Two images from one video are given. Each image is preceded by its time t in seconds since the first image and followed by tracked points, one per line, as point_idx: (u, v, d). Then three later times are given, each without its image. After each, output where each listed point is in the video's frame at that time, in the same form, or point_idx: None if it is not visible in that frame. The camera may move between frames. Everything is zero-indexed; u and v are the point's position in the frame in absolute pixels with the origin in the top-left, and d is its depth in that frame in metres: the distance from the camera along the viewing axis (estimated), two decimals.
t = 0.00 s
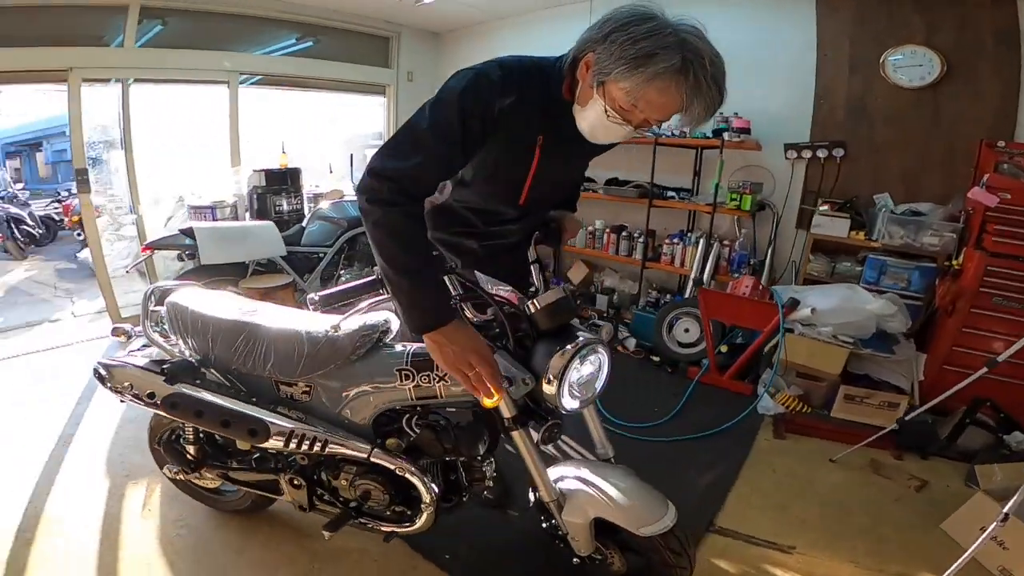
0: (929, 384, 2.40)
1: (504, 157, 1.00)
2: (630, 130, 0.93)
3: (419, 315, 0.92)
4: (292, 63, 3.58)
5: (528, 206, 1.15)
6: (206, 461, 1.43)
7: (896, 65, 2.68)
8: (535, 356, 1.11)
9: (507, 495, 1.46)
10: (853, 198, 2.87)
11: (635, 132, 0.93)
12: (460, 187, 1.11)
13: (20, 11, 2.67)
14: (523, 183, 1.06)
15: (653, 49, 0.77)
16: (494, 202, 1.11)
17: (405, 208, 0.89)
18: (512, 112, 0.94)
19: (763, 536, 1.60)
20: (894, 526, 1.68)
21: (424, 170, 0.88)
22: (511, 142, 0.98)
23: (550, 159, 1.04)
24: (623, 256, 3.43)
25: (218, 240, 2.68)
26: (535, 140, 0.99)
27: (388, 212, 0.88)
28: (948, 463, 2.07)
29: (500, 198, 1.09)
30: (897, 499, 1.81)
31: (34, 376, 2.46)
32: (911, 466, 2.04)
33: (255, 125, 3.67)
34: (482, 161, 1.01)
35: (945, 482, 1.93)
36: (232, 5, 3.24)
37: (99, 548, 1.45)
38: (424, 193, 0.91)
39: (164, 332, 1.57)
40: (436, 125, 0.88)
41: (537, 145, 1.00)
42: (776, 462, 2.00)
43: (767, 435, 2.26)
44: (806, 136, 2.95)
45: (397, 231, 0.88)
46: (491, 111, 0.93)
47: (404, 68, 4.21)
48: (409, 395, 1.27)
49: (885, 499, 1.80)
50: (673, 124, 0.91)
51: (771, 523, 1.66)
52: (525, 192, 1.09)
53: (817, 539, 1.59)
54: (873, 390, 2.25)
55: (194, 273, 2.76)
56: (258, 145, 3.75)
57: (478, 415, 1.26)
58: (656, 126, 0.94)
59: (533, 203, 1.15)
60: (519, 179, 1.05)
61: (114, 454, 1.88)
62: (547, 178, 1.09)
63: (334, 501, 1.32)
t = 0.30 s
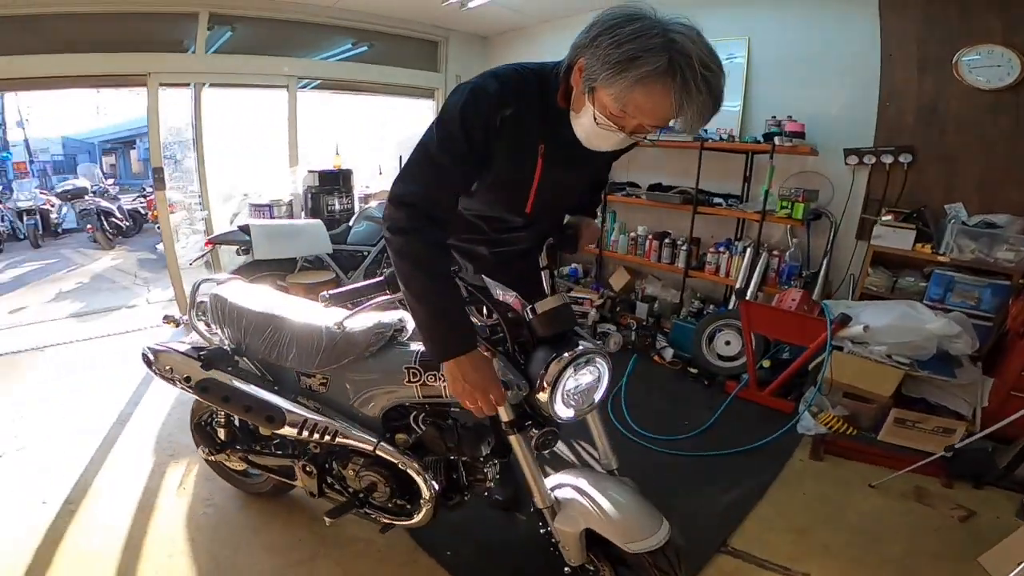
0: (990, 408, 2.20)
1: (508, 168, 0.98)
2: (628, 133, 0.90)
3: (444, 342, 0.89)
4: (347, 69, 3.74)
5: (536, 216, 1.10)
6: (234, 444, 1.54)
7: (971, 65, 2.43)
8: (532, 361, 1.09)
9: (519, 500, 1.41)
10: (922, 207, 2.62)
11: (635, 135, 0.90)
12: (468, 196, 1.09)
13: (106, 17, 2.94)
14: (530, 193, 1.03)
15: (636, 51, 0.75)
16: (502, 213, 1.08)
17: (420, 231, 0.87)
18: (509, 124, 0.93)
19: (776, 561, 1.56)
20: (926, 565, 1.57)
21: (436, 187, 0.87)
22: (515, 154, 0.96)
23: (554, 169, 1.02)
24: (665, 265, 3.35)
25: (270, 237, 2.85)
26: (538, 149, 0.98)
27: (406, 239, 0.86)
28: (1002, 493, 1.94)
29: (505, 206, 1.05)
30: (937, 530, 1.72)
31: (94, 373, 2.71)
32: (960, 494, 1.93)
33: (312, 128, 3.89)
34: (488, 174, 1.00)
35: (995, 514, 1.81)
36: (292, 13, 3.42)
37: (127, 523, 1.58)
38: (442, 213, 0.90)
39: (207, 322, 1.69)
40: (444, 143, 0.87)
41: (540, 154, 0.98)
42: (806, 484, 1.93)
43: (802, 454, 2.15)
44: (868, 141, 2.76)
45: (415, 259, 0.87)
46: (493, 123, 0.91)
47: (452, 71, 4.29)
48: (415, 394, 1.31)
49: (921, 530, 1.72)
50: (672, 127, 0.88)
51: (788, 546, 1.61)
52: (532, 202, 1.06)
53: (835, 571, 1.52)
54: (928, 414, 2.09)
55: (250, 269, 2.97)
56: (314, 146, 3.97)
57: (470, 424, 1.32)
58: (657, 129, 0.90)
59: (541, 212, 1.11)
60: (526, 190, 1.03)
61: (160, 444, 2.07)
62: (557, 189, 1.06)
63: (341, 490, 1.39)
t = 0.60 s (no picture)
0: None
1: (501, 166, 0.97)
2: (620, 129, 0.88)
3: (415, 312, 0.94)
4: (378, 72, 3.83)
5: (538, 216, 1.06)
6: (250, 435, 1.60)
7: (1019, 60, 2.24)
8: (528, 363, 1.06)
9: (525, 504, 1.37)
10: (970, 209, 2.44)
11: (627, 130, 0.88)
12: (468, 197, 1.06)
13: (150, 23, 3.11)
14: (528, 190, 1.01)
15: (619, 40, 0.73)
16: (501, 213, 1.05)
17: (398, 216, 0.92)
18: (499, 121, 0.93)
19: None
20: None
21: (415, 179, 0.91)
22: (506, 149, 0.95)
23: (552, 168, 1.00)
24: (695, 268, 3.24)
25: (299, 237, 2.94)
26: (533, 148, 0.97)
27: (385, 223, 0.91)
28: None
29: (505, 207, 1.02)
30: (966, 547, 1.66)
31: (143, 362, 2.91)
32: (998, 511, 1.83)
33: (344, 131, 4.01)
34: (483, 173, 0.99)
35: None
36: (325, 19, 3.53)
37: (151, 508, 1.71)
38: (424, 204, 0.94)
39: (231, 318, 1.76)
40: (429, 142, 0.90)
41: (534, 152, 0.97)
42: (829, 497, 1.89)
43: (829, 466, 2.08)
44: (910, 140, 2.61)
45: (393, 242, 0.91)
46: (481, 119, 0.92)
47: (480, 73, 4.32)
48: (418, 392, 1.31)
49: (948, 547, 1.66)
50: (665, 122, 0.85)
51: (800, 560, 1.60)
52: (531, 200, 1.02)
53: None
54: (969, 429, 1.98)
55: (282, 267, 3.08)
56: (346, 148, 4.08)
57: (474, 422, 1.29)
58: (651, 125, 0.88)
59: (543, 210, 1.06)
60: (524, 189, 1.01)
61: (191, 433, 2.19)
62: (558, 187, 1.03)
63: (346, 483, 1.43)
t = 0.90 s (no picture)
0: None
1: (498, 156, 0.97)
2: (614, 116, 0.86)
3: (411, 292, 0.92)
4: (395, 72, 3.88)
5: (539, 209, 1.04)
6: (261, 429, 1.64)
7: None
8: (528, 360, 1.05)
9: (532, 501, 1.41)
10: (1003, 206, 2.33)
11: (621, 117, 0.86)
12: (470, 188, 1.07)
13: (173, 25, 3.20)
14: (528, 181, 1.00)
15: (603, 21, 0.72)
16: (501, 205, 1.04)
17: (396, 198, 0.92)
18: (493, 111, 0.93)
19: None
20: None
21: (411, 166, 0.92)
22: (501, 139, 0.96)
23: (552, 158, 0.99)
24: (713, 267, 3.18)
25: (317, 234, 3.00)
26: (529, 139, 0.96)
27: (382, 205, 0.92)
28: None
29: (504, 200, 1.02)
30: (988, 555, 1.60)
31: (167, 357, 3.00)
32: None
33: (363, 130, 4.06)
34: (482, 164, 0.99)
35: None
36: (341, 19, 3.58)
37: (168, 501, 1.78)
38: (422, 189, 0.95)
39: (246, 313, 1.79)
40: (423, 131, 0.92)
41: (530, 143, 0.96)
42: (848, 502, 1.84)
43: (850, 470, 2.02)
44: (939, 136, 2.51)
45: (391, 223, 0.91)
46: (474, 109, 0.93)
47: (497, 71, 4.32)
48: (424, 388, 1.32)
49: (973, 558, 1.59)
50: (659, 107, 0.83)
51: (811, 566, 1.56)
52: (531, 191, 1.01)
53: None
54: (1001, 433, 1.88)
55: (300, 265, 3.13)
56: (365, 147, 4.14)
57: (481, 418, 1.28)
58: (646, 110, 0.86)
59: (545, 203, 1.04)
60: (523, 180, 1.00)
61: (210, 426, 2.26)
62: (559, 179, 1.01)
63: (353, 478, 1.44)
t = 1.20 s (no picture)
0: None
1: (496, 148, 0.97)
2: (604, 98, 0.86)
3: (415, 286, 0.92)
4: (404, 74, 3.91)
5: (538, 201, 1.03)
6: (268, 429, 1.65)
7: None
8: (530, 361, 1.04)
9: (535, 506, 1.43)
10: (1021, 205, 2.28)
11: (611, 99, 0.86)
12: (471, 182, 1.07)
13: (185, 29, 3.25)
14: (527, 170, 0.99)
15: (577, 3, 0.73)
16: (501, 197, 1.04)
17: (400, 192, 0.92)
18: (488, 105, 0.93)
19: None
20: None
21: (412, 160, 0.92)
22: (496, 129, 0.96)
23: (550, 148, 0.98)
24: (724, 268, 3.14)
25: (327, 236, 3.03)
26: (525, 129, 0.96)
27: (388, 199, 0.92)
28: None
29: (505, 192, 1.02)
30: (1004, 561, 1.56)
31: (180, 357, 3.04)
32: None
33: (372, 133, 4.09)
34: (480, 156, 0.99)
35: None
36: (351, 23, 3.61)
37: (177, 500, 1.81)
38: (425, 182, 0.95)
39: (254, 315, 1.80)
40: (424, 126, 0.93)
41: (527, 133, 0.96)
42: (860, 506, 1.81)
43: (863, 474, 1.98)
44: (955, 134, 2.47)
45: (396, 215, 0.92)
46: (471, 103, 0.92)
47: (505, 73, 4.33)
48: (428, 389, 1.32)
49: (989, 565, 1.55)
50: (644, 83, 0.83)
51: (820, 571, 1.54)
52: (530, 182, 1.00)
53: None
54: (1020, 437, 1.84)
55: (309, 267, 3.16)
56: (374, 150, 4.17)
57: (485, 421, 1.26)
58: (635, 89, 0.86)
59: (545, 191, 1.02)
60: (521, 171, 0.99)
61: (220, 426, 2.29)
62: (558, 167, 1.01)
63: (357, 479, 1.45)
